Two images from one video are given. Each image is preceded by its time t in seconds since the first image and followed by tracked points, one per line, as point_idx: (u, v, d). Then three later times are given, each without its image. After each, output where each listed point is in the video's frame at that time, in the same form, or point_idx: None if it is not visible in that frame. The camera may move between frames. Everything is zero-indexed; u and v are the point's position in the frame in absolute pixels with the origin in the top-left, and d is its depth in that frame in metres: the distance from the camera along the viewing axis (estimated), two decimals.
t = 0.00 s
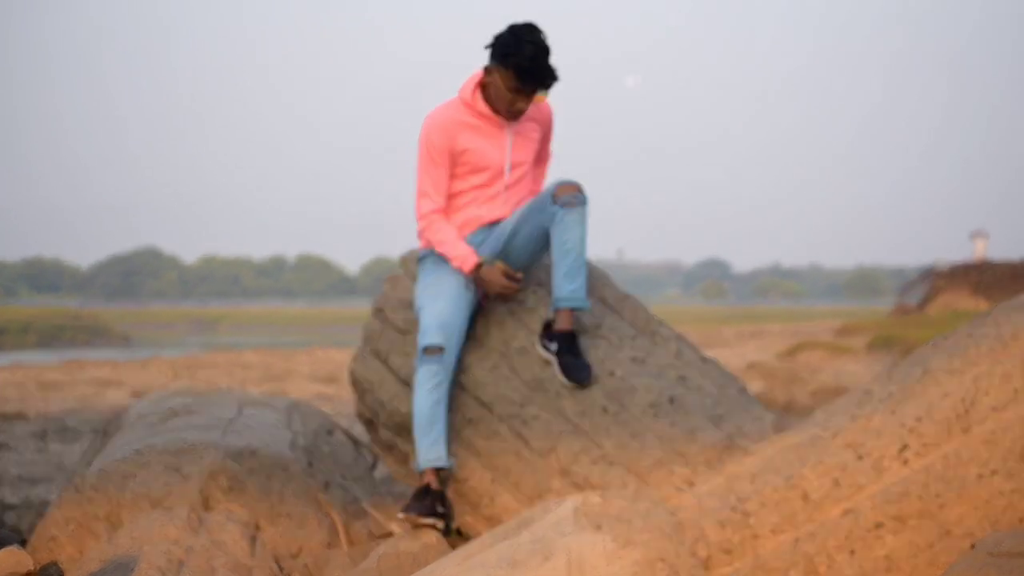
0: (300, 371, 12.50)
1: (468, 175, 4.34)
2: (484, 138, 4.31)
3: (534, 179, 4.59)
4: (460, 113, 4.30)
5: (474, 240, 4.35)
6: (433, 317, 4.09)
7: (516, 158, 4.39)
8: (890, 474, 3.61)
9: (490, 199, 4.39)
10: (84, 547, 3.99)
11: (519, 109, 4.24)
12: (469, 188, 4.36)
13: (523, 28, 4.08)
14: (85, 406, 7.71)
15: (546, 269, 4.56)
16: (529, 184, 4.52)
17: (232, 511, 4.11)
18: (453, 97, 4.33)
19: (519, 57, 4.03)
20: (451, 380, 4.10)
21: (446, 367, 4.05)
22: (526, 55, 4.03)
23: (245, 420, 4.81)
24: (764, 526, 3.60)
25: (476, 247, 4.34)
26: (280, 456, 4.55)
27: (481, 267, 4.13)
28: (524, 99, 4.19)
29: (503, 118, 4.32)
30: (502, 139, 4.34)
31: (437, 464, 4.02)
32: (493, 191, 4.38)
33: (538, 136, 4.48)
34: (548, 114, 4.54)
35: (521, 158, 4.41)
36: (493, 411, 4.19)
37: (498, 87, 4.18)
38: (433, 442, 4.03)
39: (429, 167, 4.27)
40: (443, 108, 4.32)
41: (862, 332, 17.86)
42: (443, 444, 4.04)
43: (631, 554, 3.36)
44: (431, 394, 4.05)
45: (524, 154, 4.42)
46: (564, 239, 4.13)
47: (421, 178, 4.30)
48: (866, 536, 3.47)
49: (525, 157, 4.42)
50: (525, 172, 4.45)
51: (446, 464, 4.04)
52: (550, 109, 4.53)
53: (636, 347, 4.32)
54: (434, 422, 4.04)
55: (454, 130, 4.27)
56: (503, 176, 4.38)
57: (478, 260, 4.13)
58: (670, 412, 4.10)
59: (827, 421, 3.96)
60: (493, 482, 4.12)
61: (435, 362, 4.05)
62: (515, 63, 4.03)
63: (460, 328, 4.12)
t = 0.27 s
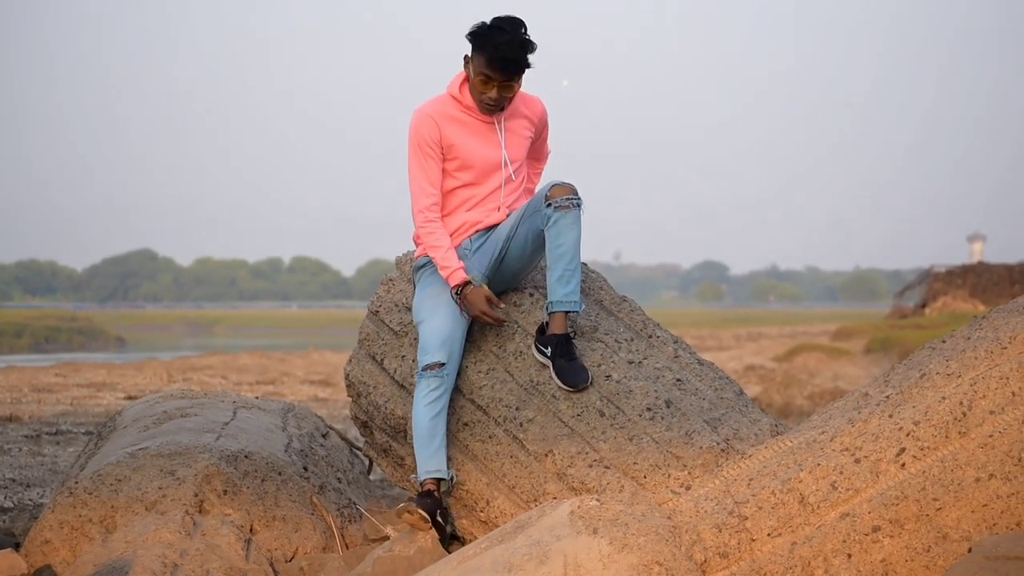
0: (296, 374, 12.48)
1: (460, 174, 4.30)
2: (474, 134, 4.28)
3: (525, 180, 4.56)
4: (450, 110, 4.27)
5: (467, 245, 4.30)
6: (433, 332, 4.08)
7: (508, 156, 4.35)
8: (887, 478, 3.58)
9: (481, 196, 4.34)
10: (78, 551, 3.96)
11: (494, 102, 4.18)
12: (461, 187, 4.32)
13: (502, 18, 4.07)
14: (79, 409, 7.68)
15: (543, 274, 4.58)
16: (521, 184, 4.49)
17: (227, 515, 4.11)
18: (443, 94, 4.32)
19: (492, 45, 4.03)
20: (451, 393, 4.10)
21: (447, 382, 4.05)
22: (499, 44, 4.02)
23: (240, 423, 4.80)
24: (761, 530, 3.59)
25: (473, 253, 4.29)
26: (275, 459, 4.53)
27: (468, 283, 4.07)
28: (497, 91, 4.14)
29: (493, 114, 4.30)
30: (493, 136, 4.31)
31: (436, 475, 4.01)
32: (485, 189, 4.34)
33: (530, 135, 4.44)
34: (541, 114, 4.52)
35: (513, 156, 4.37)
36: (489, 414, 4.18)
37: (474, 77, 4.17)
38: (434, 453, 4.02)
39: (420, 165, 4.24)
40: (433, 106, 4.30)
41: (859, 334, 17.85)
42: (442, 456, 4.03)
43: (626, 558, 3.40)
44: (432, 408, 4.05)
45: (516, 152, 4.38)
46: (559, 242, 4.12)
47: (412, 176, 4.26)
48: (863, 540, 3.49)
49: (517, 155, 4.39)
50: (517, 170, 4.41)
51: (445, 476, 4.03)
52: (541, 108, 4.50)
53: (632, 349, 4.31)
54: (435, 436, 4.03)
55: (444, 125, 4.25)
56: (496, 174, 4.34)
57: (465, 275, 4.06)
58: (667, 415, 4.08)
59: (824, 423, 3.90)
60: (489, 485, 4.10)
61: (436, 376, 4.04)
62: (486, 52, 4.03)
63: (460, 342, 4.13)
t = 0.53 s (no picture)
0: (296, 375, 12.48)
1: (456, 177, 4.31)
2: (471, 138, 4.29)
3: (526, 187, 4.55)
4: (446, 114, 4.30)
5: (462, 245, 4.29)
6: (426, 333, 4.08)
7: (506, 160, 4.35)
8: (885, 481, 3.59)
9: (479, 200, 4.34)
10: (76, 551, 3.95)
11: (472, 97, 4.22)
12: (457, 190, 4.33)
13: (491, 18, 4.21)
14: (79, 410, 7.69)
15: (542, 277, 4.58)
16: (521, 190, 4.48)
17: (225, 516, 4.10)
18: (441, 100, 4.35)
19: (470, 34, 4.14)
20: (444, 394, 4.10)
21: (441, 382, 4.04)
22: (477, 33, 4.14)
23: (239, 425, 4.79)
24: (760, 533, 3.59)
25: (468, 254, 4.27)
26: (273, 461, 4.52)
27: (456, 286, 4.08)
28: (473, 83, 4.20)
29: (489, 116, 4.30)
30: (489, 139, 4.32)
31: (431, 476, 4.01)
32: (481, 192, 4.33)
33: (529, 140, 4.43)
34: (542, 121, 4.51)
35: (512, 160, 4.36)
36: (488, 416, 4.18)
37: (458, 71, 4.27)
38: (426, 455, 4.01)
39: (415, 168, 4.26)
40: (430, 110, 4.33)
41: (857, 338, 17.87)
42: (435, 458, 4.02)
43: (624, 560, 3.40)
44: (425, 409, 4.04)
45: (515, 157, 4.38)
46: (558, 244, 4.12)
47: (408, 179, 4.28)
48: (861, 543, 3.49)
49: (516, 159, 4.38)
50: (515, 175, 4.40)
51: (439, 478, 4.02)
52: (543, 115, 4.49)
53: (631, 352, 4.31)
54: (427, 437, 4.03)
55: (440, 129, 4.27)
56: (492, 178, 4.34)
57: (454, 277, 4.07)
58: (666, 417, 4.08)
59: (823, 427, 3.90)
60: (487, 487, 4.10)
61: (430, 377, 4.04)
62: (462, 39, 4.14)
63: (454, 344, 4.13)
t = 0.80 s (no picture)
0: (302, 378, 12.49)
1: (470, 180, 4.32)
2: (484, 141, 4.30)
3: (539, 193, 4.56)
4: (461, 118, 4.31)
5: (475, 248, 4.29)
6: (438, 334, 4.09)
7: (520, 164, 4.36)
8: (893, 486, 3.58)
9: (493, 204, 4.34)
10: (84, 554, 3.95)
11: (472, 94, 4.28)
12: (471, 194, 4.33)
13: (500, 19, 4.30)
14: (87, 412, 7.69)
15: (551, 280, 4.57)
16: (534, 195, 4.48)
17: (233, 519, 4.10)
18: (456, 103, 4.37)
19: (470, 29, 4.26)
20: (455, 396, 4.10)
21: (452, 385, 4.05)
22: (474, 27, 4.24)
23: (247, 427, 4.79)
24: (768, 537, 3.58)
25: (480, 257, 4.28)
26: (281, 463, 4.52)
27: (470, 291, 4.07)
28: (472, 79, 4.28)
29: (503, 120, 4.32)
30: (503, 143, 4.32)
31: (440, 479, 4.01)
32: (495, 196, 4.34)
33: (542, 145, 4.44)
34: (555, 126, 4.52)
35: (525, 164, 4.37)
36: (496, 420, 4.18)
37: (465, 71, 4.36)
38: (437, 457, 4.02)
39: (430, 170, 4.27)
40: (445, 113, 4.35)
41: (862, 344, 17.86)
42: (446, 460, 4.03)
43: (633, 564, 3.39)
44: (435, 411, 4.04)
45: (529, 161, 4.39)
46: (570, 249, 4.12)
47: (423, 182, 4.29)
48: (869, 547, 3.49)
49: (529, 164, 4.39)
50: (528, 179, 4.41)
51: (449, 481, 4.03)
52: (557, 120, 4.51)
53: (640, 356, 4.31)
54: (438, 439, 4.03)
55: (455, 133, 4.28)
56: (506, 181, 4.34)
57: (468, 284, 4.07)
58: (674, 422, 4.08)
59: (832, 430, 3.87)
60: (495, 491, 4.10)
61: (441, 379, 4.04)
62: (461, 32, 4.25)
63: (465, 346, 4.13)
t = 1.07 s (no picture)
0: (307, 379, 12.49)
1: (477, 180, 4.33)
2: (492, 141, 4.31)
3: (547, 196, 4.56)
4: (468, 118, 4.33)
5: (481, 247, 4.30)
6: (444, 332, 4.09)
7: (527, 165, 4.36)
8: (899, 486, 3.57)
9: (499, 204, 4.35)
10: (89, 553, 3.95)
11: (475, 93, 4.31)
12: (478, 193, 4.34)
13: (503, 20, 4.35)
14: (93, 411, 7.70)
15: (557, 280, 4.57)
16: (541, 197, 4.48)
17: (238, 518, 4.11)
18: (465, 103, 4.39)
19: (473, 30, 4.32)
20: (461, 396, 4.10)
21: (457, 384, 4.05)
22: (476, 27, 4.30)
23: (252, 427, 4.80)
24: (773, 537, 3.58)
25: (486, 257, 4.28)
26: (286, 463, 4.53)
27: (474, 289, 4.08)
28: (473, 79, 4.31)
29: (511, 120, 4.33)
30: (511, 144, 4.33)
31: (445, 478, 4.01)
32: (502, 196, 4.34)
33: (551, 146, 4.44)
34: (564, 128, 4.52)
35: (533, 165, 4.38)
36: (501, 419, 4.18)
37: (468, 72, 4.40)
38: (443, 456, 4.01)
39: (437, 169, 4.28)
40: (453, 113, 4.36)
41: (867, 346, 17.85)
42: (452, 460, 4.03)
43: (638, 564, 3.38)
44: (441, 410, 4.04)
45: (536, 162, 4.39)
46: (574, 249, 4.13)
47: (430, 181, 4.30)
48: (874, 548, 3.48)
49: (537, 165, 4.39)
50: (536, 180, 4.41)
51: (454, 480, 4.03)
52: (566, 122, 4.51)
53: (645, 356, 4.31)
54: (444, 438, 4.03)
55: (463, 132, 4.30)
56: (513, 182, 4.35)
57: (472, 281, 4.09)
58: (679, 422, 4.08)
59: (837, 431, 3.86)
60: (500, 490, 4.10)
61: (447, 378, 4.04)
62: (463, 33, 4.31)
63: (471, 345, 4.13)
